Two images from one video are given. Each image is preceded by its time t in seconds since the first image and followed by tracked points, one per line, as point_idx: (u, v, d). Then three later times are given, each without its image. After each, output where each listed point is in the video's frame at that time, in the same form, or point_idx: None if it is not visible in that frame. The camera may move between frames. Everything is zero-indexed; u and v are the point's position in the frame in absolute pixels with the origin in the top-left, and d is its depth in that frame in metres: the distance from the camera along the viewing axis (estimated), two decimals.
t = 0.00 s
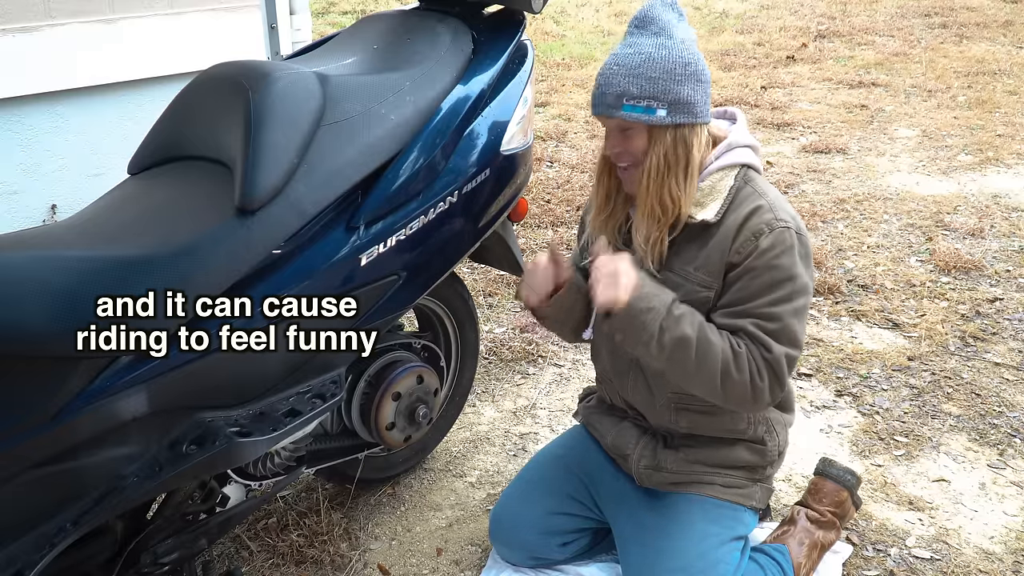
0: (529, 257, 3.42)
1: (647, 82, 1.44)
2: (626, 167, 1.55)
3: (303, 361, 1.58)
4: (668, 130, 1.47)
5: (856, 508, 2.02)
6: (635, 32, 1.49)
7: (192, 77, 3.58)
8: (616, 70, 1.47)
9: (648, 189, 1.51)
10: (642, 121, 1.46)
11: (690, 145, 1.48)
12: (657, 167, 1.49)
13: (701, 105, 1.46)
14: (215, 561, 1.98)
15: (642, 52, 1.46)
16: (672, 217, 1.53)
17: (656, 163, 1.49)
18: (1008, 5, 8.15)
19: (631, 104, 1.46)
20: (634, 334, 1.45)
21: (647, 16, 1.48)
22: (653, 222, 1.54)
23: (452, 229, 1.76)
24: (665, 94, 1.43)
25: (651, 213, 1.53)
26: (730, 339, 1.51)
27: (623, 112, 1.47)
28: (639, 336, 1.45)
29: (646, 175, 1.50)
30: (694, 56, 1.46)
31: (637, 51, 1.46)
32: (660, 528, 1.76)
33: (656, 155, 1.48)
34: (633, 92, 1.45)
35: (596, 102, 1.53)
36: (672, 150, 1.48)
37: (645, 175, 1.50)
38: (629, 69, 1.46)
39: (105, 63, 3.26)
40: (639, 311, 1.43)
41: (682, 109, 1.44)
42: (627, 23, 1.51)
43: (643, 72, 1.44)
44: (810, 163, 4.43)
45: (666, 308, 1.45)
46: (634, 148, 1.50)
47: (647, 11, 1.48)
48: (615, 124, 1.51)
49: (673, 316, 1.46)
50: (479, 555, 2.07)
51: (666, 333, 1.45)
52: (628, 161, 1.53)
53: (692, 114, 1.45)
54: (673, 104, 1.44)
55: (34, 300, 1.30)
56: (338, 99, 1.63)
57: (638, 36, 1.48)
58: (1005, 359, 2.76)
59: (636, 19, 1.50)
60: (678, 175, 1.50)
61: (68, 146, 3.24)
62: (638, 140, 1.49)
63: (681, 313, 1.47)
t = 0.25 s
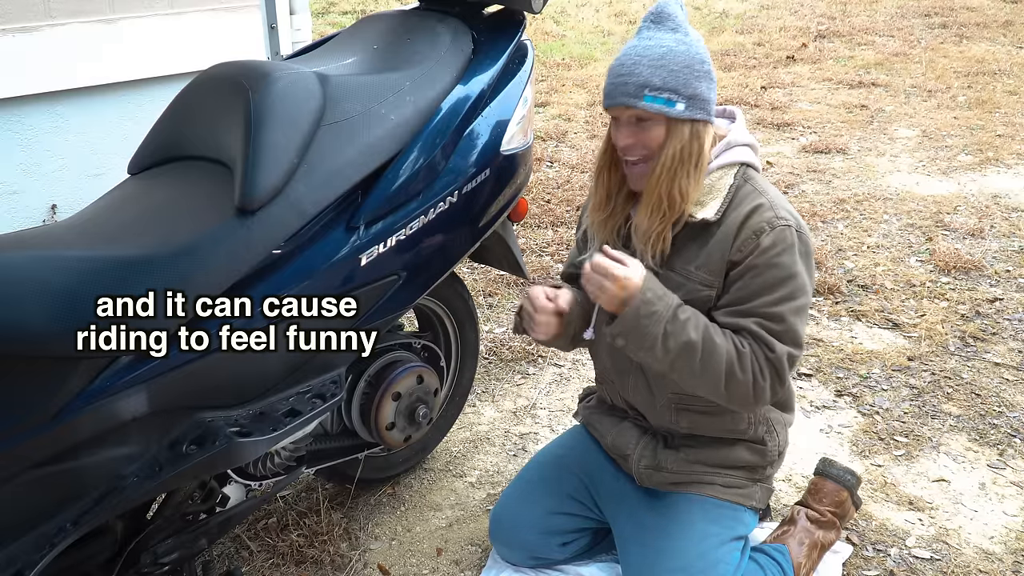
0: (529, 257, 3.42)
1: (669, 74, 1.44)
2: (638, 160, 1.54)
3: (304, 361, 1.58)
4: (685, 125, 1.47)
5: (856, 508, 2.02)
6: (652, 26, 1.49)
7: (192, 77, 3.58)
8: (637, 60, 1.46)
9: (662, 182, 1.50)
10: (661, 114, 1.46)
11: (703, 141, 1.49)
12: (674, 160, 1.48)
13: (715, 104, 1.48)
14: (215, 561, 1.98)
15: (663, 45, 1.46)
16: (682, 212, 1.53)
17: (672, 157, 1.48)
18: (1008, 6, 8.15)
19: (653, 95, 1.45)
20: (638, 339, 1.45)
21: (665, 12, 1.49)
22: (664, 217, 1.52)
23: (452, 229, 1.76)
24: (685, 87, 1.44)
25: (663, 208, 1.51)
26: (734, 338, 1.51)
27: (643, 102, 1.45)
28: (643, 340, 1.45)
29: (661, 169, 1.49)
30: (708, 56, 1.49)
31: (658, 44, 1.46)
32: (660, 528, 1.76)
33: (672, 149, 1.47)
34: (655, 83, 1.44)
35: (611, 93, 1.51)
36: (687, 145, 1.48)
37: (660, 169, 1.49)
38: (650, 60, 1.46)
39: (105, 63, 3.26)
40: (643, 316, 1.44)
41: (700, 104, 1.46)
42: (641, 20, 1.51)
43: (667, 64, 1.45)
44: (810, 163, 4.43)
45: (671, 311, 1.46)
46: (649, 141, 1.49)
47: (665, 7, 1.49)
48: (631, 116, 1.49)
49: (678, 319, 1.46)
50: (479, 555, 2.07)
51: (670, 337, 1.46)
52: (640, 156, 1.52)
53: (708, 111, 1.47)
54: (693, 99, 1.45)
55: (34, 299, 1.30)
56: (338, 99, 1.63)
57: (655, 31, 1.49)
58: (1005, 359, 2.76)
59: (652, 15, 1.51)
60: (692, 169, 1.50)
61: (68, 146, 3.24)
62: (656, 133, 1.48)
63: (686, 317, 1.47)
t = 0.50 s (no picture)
0: (529, 257, 3.42)
1: (695, 65, 1.47)
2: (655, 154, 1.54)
3: (304, 361, 1.58)
4: (705, 118, 1.49)
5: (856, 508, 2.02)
6: (672, 20, 1.52)
7: (192, 77, 3.58)
8: (663, 48, 1.47)
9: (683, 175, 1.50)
10: (685, 105, 1.47)
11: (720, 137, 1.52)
12: (696, 153, 1.49)
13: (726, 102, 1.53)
14: (215, 561, 1.98)
15: (685, 38, 1.49)
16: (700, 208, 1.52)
17: (694, 149, 1.49)
18: (1008, 6, 8.15)
19: (678, 84, 1.46)
20: (617, 352, 1.42)
21: (683, 7, 1.52)
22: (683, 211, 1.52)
23: (452, 229, 1.76)
24: (708, 80, 1.47)
25: (683, 201, 1.51)
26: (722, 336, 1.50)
27: (669, 89, 1.46)
28: (620, 353, 1.43)
29: (683, 162, 1.49)
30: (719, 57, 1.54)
31: (680, 35, 1.49)
32: (660, 528, 1.76)
33: (693, 141, 1.48)
34: (684, 72, 1.46)
35: (632, 83, 1.51)
36: (707, 138, 1.50)
37: (683, 161, 1.49)
38: (676, 50, 1.47)
39: (105, 63, 3.26)
40: (619, 330, 1.40)
41: (718, 99, 1.50)
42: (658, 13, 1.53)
43: (692, 56, 1.47)
44: (810, 163, 4.43)
45: (646, 323, 1.42)
46: (670, 134, 1.50)
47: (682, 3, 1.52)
48: (652, 108, 1.50)
49: (655, 330, 1.43)
50: (479, 555, 2.07)
51: (650, 349, 1.43)
52: (659, 150, 1.52)
53: (721, 108, 1.51)
54: (712, 93, 1.48)
55: (34, 299, 1.30)
56: (338, 99, 1.63)
57: (673, 24, 1.51)
58: (1005, 359, 2.76)
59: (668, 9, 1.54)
60: (710, 163, 1.50)
61: (68, 146, 3.24)
62: (677, 125, 1.49)
63: (662, 327, 1.44)
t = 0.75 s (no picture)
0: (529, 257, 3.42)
1: (703, 67, 1.47)
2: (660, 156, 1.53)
3: (304, 361, 1.58)
4: (711, 119, 1.49)
5: (856, 509, 2.02)
6: (676, 20, 1.51)
7: (192, 77, 3.58)
8: (671, 51, 1.46)
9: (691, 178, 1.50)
10: (692, 109, 1.47)
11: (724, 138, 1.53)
12: (703, 156, 1.49)
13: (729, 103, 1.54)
14: (215, 561, 1.98)
15: (691, 40, 1.48)
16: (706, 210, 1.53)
17: (701, 152, 1.49)
18: (1008, 5, 8.15)
19: (688, 88, 1.46)
20: (674, 350, 1.37)
21: (686, 8, 1.52)
22: (690, 214, 1.52)
23: (452, 228, 1.76)
24: (715, 83, 1.48)
25: (690, 204, 1.52)
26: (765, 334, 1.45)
27: (678, 94, 1.46)
28: (677, 351, 1.37)
29: (690, 165, 1.49)
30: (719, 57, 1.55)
31: (686, 37, 1.48)
32: (661, 529, 1.76)
33: (701, 145, 1.49)
34: (692, 75, 1.46)
35: (638, 87, 1.49)
36: (714, 141, 1.50)
37: (690, 165, 1.49)
38: (684, 53, 1.46)
39: (105, 63, 3.26)
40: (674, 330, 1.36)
41: (722, 101, 1.50)
42: (660, 14, 1.52)
43: (699, 58, 1.47)
44: (810, 163, 4.43)
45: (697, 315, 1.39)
46: (677, 138, 1.50)
47: (684, 4, 1.52)
48: (658, 113, 1.49)
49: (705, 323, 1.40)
50: (479, 555, 2.07)
51: (705, 340, 1.39)
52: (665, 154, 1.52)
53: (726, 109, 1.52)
54: (718, 95, 1.48)
55: (34, 299, 1.30)
56: (338, 99, 1.63)
57: (677, 26, 1.50)
58: (1005, 359, 2.76)
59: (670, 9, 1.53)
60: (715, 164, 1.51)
61: (68, 147, 3.24)
62: (684, 129, 1.49)
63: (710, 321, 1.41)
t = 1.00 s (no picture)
0: (529, 257, 3.42)
1: (716, 64, 1.48)
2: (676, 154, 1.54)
3: (303, 361, 1.58)
4: (725, 115, 1.51)
5: (856, 509, 2.02)
6: (688, 17, 1.52)
7: (192, 77, 3.58)
8: (686, 49, 1.47)
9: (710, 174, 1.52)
10: (708, 105, 1.49)
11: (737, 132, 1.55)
12: (721, 151, 1.51)
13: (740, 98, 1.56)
14: (215, 561, 1.98)
15: (703, 36, 1.49)
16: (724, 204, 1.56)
17: (719, 148, 1.51)
18: (1008, 5, 8.15)
19: (703, 85, 1.47)
20: (686, 361, 1.36)
21: (695, 5, 1.53)
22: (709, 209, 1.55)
23: (452, 228, 1.76)
24: (727, 79, 1.49)
25: (709, 200, 1.54)
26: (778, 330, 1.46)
27: (695, 92, 1.47)
28: (688, 361, 1.37)
29: (708, 161, 1.52)
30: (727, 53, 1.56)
31: (699, 34, 1.49)
32: (661, 529, 1.76)
33: (718, 140, 1.51)
34: (707, 73, 1.47)
35: (654, 85, 1.50)
36: (729, 135, 1.52)
37: (709, 161, 1.51)
38: (698, 50, 1.48)
39: (105, 63, 3.26)
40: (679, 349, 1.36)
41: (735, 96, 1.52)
42: (671, 11, 1.53)
43: (712, 55, 1.48)
44: (810, 163, 4.43)
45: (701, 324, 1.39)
46: (694, 135, 1.51)
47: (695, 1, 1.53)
48: (674, 111, 1.51)
49: (711, 330, 1.40)
50: (479, 555, 2.06)
51: (714, 346, 1.39)
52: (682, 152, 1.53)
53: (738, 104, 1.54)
54: (730, 91, 1.50)
55: (34, 299, 1.30)
56: (337, 99, 1.63)
57: (689, 23, 1.51)
58: (1005, 359, 2.76)
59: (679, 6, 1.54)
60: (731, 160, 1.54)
61: (68, 147, 3.24)
62: (700, 126, 1.51)
63: (717, 326, 1.40)
